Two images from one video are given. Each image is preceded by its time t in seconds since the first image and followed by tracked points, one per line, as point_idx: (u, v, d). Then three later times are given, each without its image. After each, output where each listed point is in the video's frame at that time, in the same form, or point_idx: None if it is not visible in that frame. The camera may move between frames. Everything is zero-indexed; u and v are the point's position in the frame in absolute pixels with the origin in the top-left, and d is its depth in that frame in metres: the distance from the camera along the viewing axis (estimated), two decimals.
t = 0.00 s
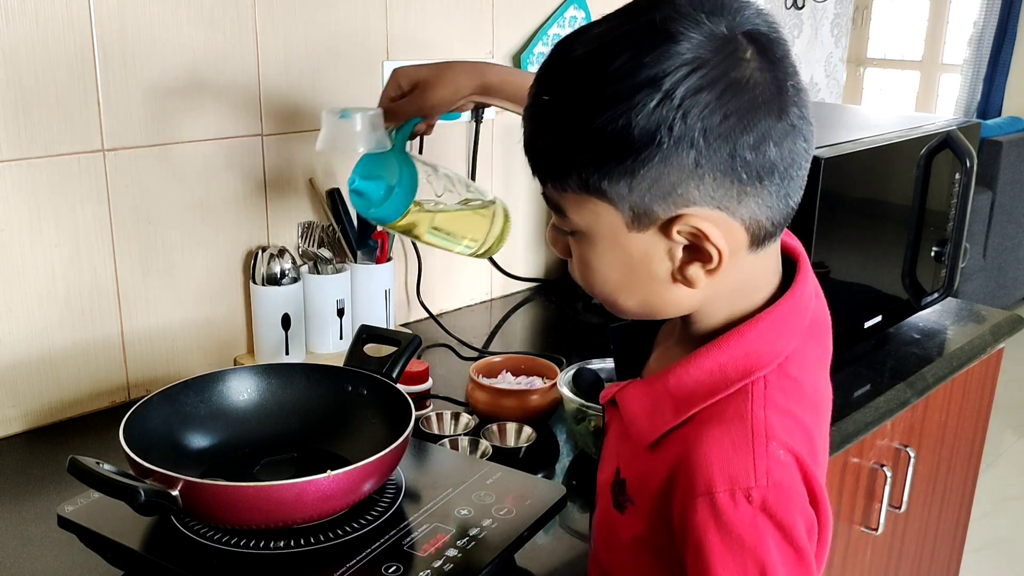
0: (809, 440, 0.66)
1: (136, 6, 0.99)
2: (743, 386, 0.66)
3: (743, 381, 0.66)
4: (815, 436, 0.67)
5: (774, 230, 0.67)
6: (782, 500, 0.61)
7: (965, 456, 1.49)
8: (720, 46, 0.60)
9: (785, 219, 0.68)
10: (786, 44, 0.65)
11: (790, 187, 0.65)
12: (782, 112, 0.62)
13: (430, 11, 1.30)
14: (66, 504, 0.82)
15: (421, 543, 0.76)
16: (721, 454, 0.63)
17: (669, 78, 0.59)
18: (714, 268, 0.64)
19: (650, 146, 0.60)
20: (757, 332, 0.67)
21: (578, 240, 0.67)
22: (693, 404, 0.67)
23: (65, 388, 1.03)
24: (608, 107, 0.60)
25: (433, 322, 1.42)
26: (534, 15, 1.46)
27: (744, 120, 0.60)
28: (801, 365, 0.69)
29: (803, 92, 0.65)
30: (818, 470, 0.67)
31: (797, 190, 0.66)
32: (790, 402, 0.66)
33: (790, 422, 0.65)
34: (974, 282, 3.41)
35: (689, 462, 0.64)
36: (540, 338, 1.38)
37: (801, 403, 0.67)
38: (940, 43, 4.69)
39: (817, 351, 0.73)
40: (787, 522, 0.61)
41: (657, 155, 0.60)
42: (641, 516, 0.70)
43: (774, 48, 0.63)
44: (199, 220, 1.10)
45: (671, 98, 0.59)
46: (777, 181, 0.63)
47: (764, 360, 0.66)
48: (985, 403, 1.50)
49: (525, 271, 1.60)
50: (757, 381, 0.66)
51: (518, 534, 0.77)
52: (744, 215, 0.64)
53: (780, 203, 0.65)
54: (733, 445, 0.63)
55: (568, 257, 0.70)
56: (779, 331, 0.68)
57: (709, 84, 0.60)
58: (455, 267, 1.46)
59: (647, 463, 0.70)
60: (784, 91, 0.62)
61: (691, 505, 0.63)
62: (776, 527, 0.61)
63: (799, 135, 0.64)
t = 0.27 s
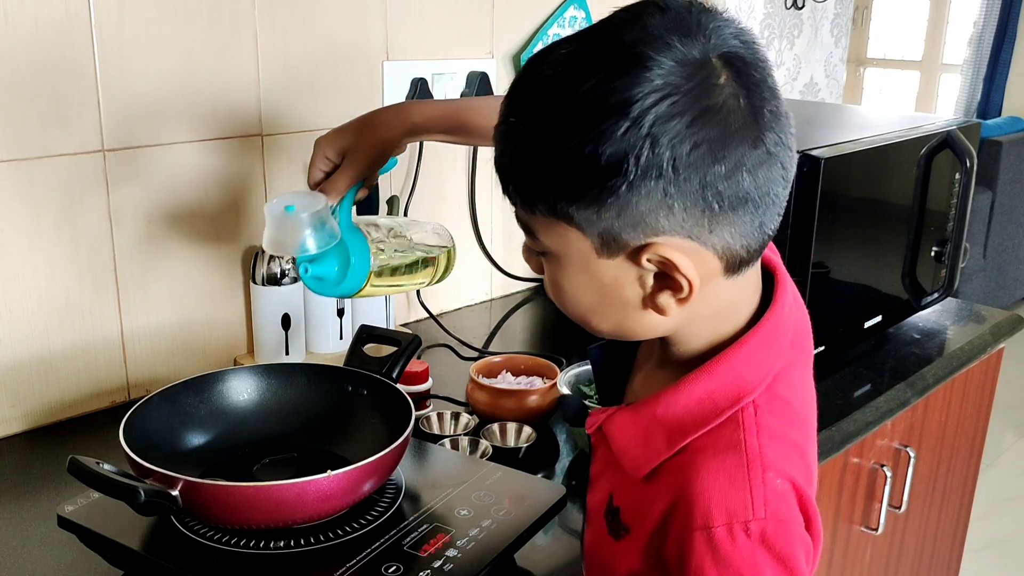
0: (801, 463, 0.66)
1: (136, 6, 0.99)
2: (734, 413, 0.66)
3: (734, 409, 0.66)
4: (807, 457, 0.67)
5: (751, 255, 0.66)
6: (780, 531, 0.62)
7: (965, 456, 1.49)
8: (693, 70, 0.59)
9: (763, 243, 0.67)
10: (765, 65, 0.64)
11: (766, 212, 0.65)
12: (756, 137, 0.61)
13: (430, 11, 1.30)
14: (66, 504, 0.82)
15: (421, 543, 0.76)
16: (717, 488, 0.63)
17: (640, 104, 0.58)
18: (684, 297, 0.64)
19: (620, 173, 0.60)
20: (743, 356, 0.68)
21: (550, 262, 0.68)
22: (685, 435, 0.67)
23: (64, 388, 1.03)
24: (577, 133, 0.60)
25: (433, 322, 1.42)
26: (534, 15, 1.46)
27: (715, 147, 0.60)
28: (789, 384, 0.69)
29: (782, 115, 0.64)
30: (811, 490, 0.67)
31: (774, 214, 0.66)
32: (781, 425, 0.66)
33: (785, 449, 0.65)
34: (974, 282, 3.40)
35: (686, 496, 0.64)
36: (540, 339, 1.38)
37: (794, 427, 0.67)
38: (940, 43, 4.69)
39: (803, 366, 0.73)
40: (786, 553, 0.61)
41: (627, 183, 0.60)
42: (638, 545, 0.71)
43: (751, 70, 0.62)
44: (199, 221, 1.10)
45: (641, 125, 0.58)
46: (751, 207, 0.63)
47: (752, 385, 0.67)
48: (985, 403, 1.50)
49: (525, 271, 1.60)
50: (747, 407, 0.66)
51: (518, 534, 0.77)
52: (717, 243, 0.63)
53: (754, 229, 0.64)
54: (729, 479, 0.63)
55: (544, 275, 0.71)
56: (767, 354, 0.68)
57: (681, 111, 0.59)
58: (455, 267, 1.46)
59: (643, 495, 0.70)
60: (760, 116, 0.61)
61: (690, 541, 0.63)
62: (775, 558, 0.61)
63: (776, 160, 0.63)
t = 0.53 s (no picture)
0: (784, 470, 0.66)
1: (136, 6, 0.99)
2: (716, 422, 0.66)
3: (715, 418, 0.66)
4: (791, 464, 0.67)
5: (724, 264, 0.66)
6: (763, 540, 0.61)
7: (965, 456, 1.49)
8: (661, 77, 0.59)
9: (737, 252, 0.67)
10: (736, 73, 0.64)
11: (739, 221, 0.64)
12: (724, 145, 0.61)
13: (430, 11, 1.30)
14: (67, 504, 0.82)
15: (421, 542, 0.76)
16: (699, 499, 0.63)
17: (604, 111, 0.58)
18: (654, 304, 0.64)
19: (585, 180, 0.60)
20: (725, 365, 0.68)
21: (525, 266, 0.68)
22: (667, 445, 0.67)
23: (65, 388, 1.03)
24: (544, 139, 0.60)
25: (433, 322, 1.42)
26: (534, 15, 1.46)
27: (681, 154, 0.59)
28: (773, 391, 0.69)
29: (755, 123, 0.64)
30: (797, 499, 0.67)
31: (747, 222, 0.65)
32: (762, 433, 0.66)
33: (766, 457, 0.65)
34: (974, 282, 3.41)
35: (669, 507, 0.64)
36: (540, 339, 1.38)
37: (776, 435, 0.67)
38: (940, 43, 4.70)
39: (787, 372, 0.73)
40: (770, 562, 0.61)
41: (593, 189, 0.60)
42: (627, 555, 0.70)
43: (721, 78, 0.62)
44: (199, 220, 1.10)
45: (604, 131, 0.58)
46: (721, 215, 0.63)
47: (734, 393, 0.67)
48: (986, 403, 1.50)
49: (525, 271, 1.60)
50: (728, 416, 0.66)
51: (518, 534, 0.77)
52: (688, 250, 0.63)
53: (725, 237, 0.64)
54: (710, 489, 0.63)
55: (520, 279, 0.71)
56: (749, 363, 0.68)
57: (647, 118, 0.59)
58: (455, 267, 1.46)
59: (629, 506, 0.70)
60: (729, 123, 0.61)
61: (673, 551, 0.63)
62: (759, 568, 0.61)
63: (746, 169, 0.62)
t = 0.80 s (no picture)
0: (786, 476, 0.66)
1: (136, 6, 0.99)
2: (717, 429, 0.65)
3: (716, 425, 0.65)
4: (792, 470, 0.67)
5: (719, 266, 0.66)
6: (765, 548, 0.61)
7: (966, 456, 1.49)
8: (648, 79, 0.59)
9: (732, 254, 0.66)
10: (726, 74, 0.64)
11: (732, 222, 0.64)
12: (713, 146, 0.61)
13: (430, 11, 1.30)
14: (66, 504, 0.82)
15: (421, 542, 0.76)
16: (701, 507, 0.63)
17: (590, 114, 0.58)
18: (649, 307, 0.64)
19: (575, 183, 0.60)
20: (725, 371, 0.67)
21: (522, 272, 0.68)
22: (668, 452, 0.67)
23: (64, 388, 1.03)
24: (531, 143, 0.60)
25: (433, 322, 1.42)
26: (534, 15, 1.46)
27: (670, 156, 0.59)
28: (774, 396, 0.69)
29: (746, 124, 0.64)
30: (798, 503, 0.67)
31: (741, 224, 0.65)
32: (763, 439, 0.66)
33: (767, 464, 0.64)
34: (974, 282, 3.40)
35: (670, 514, 0.64)
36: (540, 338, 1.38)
37: (777, 441, 0.67)
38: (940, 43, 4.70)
39: (787, 375, 0.73)
40: (771, 570, 0.61)
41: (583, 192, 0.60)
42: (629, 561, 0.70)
43: (708, 79, 0.62)
44: (198, 220, 1.10)
45: (591, 135, 0.58)
46: (712, 216, 0.62)
47: (735, 399, 0.66)
48: (986, 403, 1.50)
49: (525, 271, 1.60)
50: (730, 423, 0.65)
51: (518, 534, 0.77)
52: (681, 253, 0.63)
53: (718, 239, 0.64)
54: (712, 497, 0.63)
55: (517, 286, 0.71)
56: (750, 368, 0.68)
57: (634, 120, 0.59)
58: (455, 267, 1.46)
59: (630, 512, 0.70)
60: (718, 124, 0.61)
61: (675, 559, 0.63)
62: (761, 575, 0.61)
63: (736, 170, 0.62)
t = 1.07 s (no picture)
0: (791, 475, 0.66)
1: (136, 5, 0.99)
2: (723, 428, 0.65)
3: (722, 424, 0.65)
4: (797, 469, 0.67)
5: (727, 263, 0.66)
6: (770, 547, 0.61)
7: (965, 456, 1.49)
8: (660, 73, 0.59)
9: (740, 250, 0.66)
10: (738, 70, 0.64)
11: (741, 218, 0.64)
12: (724, 142, 0.61)
13: (430, 11, 1.30)
14: (67, 504, 0.82)
15: (421, 542, 0.76)
16: (708, 506, 0.63)
17: (603, 107, 0.58)
18: (657, 302, 0.64)
19: (585, 176, 0.60)
20: (731, 370, 0.67)
21: (529, 267, 0.68)
22: (674, 451, 0.67)
23: (64, 388, 1.03)
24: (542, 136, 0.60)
25: (433, 322, 1.42)
26: (534, 15, 1.46)
27: (681, 150, 0.59)
28: (779, 395, 0.69)
29: (757, 121, 0.64)
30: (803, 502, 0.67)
31: (750, 220, 0.65)
32: (769, 437, 0.66)
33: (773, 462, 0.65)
34: (974, 282, 3.40)
35: (677, 513, 0.64)
36: (540, 338, 1.38)
37: (781, 439, 0.67)
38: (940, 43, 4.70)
39: (791, 373, 0.73)
40: (777, 568, 0.61)
41: (593, 185, 0.60)
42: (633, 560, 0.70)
43: (721, 75, 0.62)
44: (198, 220, 1.10)
45: (603, 127, 0.58)
46: (721, 211, 0.62)
47: (742, 398, 0.66)
48: (986, 403, 1.50)
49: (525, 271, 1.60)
50: (736, 421, 0.65)
51: (518, 534, 0.77)
52: (690, 248, 0.63)
53: (726, 235, 0.64)
54: (719, 497, 0.63)
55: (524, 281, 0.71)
56: (756, 367, 0.68)
57: (647, 115, 0.59)
58: (455, 267, 1.46)
59: (635, 510, 0.70)
60: (730, 119, 0.61)
61: (681, 558, 0.63)
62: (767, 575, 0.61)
63: (747, 166, 0.62)
